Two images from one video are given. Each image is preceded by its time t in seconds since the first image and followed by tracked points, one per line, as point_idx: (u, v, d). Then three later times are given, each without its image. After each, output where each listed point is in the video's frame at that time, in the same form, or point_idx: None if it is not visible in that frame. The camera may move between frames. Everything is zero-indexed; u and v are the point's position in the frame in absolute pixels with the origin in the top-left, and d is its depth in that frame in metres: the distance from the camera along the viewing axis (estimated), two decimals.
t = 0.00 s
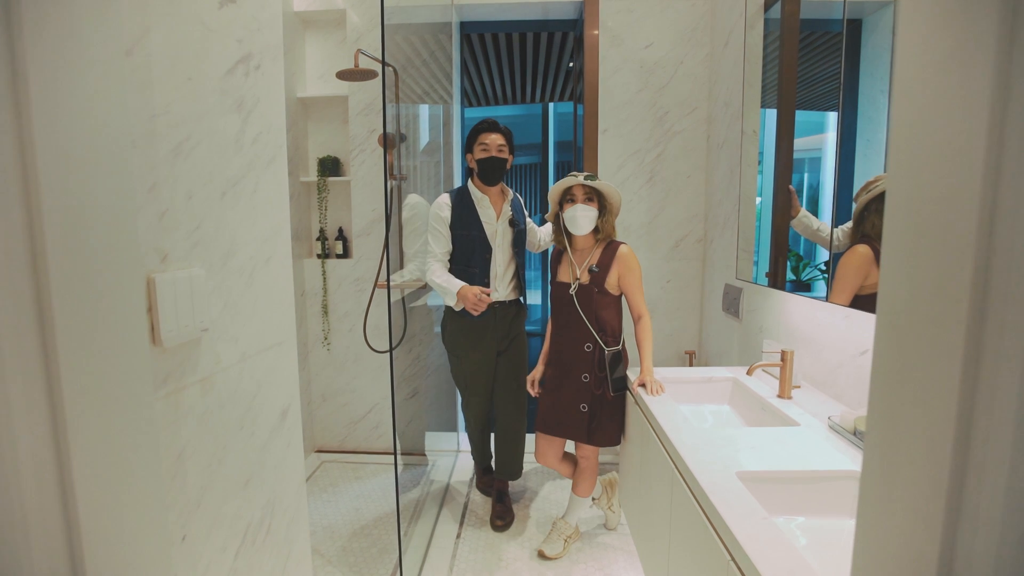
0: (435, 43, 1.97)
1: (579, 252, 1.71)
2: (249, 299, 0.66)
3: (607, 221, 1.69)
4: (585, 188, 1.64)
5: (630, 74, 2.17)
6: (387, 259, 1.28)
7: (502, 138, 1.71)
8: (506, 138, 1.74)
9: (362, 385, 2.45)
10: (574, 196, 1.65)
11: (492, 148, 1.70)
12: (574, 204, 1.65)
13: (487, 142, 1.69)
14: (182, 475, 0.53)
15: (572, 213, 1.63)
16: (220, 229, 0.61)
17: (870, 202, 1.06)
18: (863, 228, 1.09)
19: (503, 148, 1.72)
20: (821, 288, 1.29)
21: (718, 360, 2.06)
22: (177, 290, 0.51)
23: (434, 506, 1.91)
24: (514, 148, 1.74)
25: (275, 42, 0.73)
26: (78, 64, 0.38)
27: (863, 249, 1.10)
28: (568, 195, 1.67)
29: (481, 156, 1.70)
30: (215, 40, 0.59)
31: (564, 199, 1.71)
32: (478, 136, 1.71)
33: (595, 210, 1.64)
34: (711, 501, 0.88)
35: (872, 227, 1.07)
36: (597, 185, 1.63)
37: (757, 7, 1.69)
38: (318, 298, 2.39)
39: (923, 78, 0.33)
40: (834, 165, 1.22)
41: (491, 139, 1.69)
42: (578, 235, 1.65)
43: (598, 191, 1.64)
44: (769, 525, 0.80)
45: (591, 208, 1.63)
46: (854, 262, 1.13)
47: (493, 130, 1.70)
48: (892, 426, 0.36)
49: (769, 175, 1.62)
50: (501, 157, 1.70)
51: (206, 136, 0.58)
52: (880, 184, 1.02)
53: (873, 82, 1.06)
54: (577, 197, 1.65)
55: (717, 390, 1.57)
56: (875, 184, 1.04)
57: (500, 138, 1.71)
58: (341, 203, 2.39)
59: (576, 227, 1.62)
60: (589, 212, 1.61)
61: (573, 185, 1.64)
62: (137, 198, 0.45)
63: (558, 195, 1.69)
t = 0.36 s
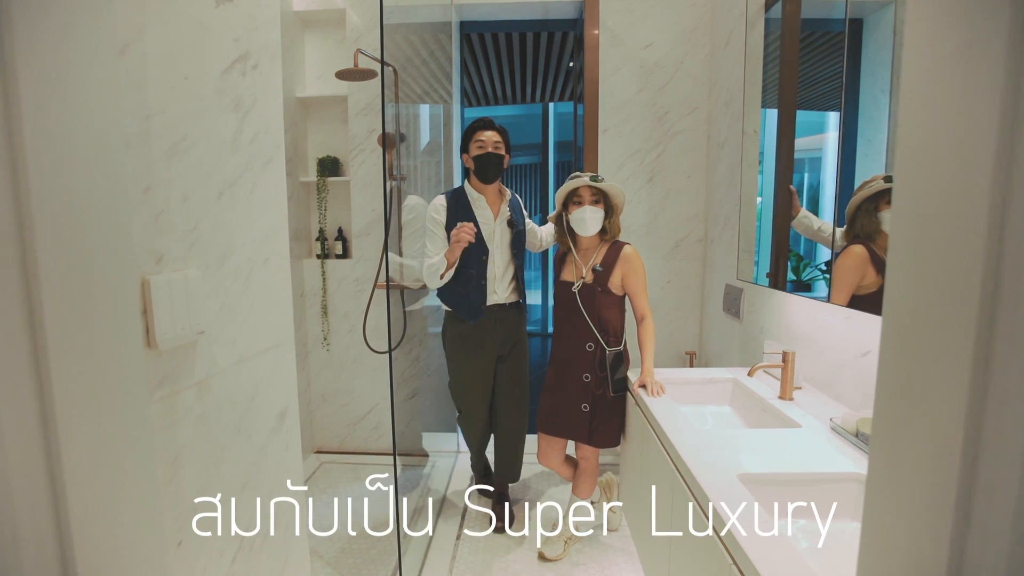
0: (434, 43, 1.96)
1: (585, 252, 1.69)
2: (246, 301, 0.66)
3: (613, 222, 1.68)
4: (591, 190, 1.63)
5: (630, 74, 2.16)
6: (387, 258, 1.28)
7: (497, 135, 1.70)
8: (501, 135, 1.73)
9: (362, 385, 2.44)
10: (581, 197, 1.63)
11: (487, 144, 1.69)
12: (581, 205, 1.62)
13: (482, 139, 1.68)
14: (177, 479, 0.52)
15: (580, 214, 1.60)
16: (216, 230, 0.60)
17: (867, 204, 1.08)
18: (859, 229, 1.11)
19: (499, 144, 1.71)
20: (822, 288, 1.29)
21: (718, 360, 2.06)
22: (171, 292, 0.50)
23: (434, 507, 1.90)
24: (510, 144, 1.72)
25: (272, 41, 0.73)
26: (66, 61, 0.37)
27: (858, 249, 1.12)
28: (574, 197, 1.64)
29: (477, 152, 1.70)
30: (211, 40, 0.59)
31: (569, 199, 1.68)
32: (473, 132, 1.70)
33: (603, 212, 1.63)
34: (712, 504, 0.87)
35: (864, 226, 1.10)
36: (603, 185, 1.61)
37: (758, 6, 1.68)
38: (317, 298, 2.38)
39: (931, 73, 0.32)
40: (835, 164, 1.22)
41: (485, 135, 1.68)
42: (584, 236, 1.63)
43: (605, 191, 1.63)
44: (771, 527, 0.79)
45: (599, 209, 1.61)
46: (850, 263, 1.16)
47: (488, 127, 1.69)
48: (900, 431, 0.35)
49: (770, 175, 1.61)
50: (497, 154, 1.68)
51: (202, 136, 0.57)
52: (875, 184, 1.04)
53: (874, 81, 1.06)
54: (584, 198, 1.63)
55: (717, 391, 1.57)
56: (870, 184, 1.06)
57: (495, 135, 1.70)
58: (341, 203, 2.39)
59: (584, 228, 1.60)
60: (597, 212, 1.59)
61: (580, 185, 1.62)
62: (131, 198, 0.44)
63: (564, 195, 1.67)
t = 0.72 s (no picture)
0: (433, 44, 1.96)
1: (585, 254, 1.68)
2: (243, 306, 0.65)
3: (615, 224, 1.67)
4: (596, 194, 1.61)
5: (630, 75, 2.16)
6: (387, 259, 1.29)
7: (502, 146, 1.69)
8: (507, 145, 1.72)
9: (361, 386, 2.44)
10: (585, 202, 1.61)
11: (491, 156, 1.68)
12: (585, 209, 1.61)
13: (486, 149, 1.67)
14: (173, 486, 0.52)
15: (585, 219, 1.59)
16: (212, 235, 0.60)
17: (863, 209, 1.09)
18: (854, 232, 1.12)
19: (503, 157, 1.71)
20: (821, 289, 1.29)
21: (717, 362, 2.05)
22: (167, 298, 0.50)
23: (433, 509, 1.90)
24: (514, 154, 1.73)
25: (269, 45, 0.72)
26: (58, 67, 0.37)
27: (853, 252, 1.12)
28: (578, 200, 1.62)
29: (480, 164, 1.69)
30: (206, 44, 0.58)
31: (572, 202, 1.67)
32: (477, 141, 1.69)
33: (608, 216, 1.62)
34: (711, 506, 0.87)
35: (859, 229, 1.11)
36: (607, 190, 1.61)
37: (757, 8, 1.68)
38: (317, 299, 2.38)
39: (927, 81, 0.32)
40: (835, 166, 1.21)
41: (490, 145, 1.68)
42: (588, 240, 1.63)
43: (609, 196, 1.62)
44: (770, 530, 0.79)
45: (603, 213, 1.61)
46: (846, 268, 1.16)
47: (493, 137, 1.67)
48: (896, 439, 0.35)
49: (770, 176, 1.61)
50: (501, 166, 1.69)
51: (198, 141, 0.57)
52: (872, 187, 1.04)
53: (873, 83, 1.06)
54: (589, 202, 1.61)
55: (717, 393, 1.57)
56: (865, 188, 1.07)
57: (501, 146, 1.69)
58: (340, 204, 2.38)
59: (588, 232, 1.59)
60: (602, 217, 1.58)
61: (584, 189, 1.60)
62: (125, 204, 0.44)
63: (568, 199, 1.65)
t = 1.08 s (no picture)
0: (435, 44, 1.96)
1: (586, 253, 1.69)
2: (247, 306, 0.66)
3: (619, 224, 1.67)
4: (603, 198, 1.59)
5: (630, 75, 2.16)
6: (387, 259, 1.29)
7: (504, 147, 1.69)
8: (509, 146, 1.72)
9: (362, 386, 2.45)
10: (591, 206, 1.59)
11: (493, 157, 1.68)
12: (592, 213, 1.59)
13: (489, 151, 1.67)
14: (180, 485, 0.53)
15: (591, 223, 1.59)
16: (217, 235, 0.60)
17: (863, 211, 1.09)
18: (853, 233, 1.12)
19: (506, 157, 1.71)
20: (822, 289, 1.29)
21: (718, 362, 2.06)
22: (173, 298, 0.50)
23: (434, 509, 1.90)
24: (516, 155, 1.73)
25: (274, 45, 0.73)
26: (68, 69, 0.37)
27: (853, 252, 1.13)
28: (584, 203, 1.60)
29: (482, 165, 1.69)
30: (212, 44, 0.59)
31: (578, 203, 1.64)
32: (481, 143, 1.68)
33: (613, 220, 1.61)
34: (713, 505, 0.87)
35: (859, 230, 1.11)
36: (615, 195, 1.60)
37: (758, 8, 1.68)
38: (318, 299, 2.38)
39: (931, 85, 0.32)
40: (835, 165, 1.21)
41: (492, 147, 1.67)
42: (592, 242, 1.63)
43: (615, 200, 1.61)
44: (772, 530, 0.79)
45: (608, 216, 1.60)
46: (846, 268, 1.17)
47: (495, 138, 1.67)
48: (900, 440, 0.35)
49: (770, 176, 1.62)
50: (503, 167, 1.69)
51: (203, 142, 0.57)
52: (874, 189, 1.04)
53: (874, 83, 1.06)
54: (595, 206, 1.59)
55: (718, 393, 1.57)
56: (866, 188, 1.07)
57: (502, 147, 1.69)
58: (341, 204, 2.39)
59: (593, 235, 1.59)
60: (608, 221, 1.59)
61: (591, 192, 1.58)
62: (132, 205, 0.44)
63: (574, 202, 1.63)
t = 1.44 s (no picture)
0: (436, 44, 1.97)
1: (580, 253, 1.70)
2: (252, 305, 0.66)
3: (614, 225, 1.68)
4: (599, 204, 1.60)
5: (631, 75, 2.16)
6: (388, 258, 1.29)
7: (499, 141, 1.69)
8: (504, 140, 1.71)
9: (363, 386, 2.45)
10: (587, 211, 1.59)
11: (490, 153, 1.68)
12: (588, 217, 1.60)
13: (485, 147, 1.67)
14: (186, 481, 0.53)
15: (587, 226, 1.59)
16: (222, 234, 0.60)
17: (863, 211, 1.09)
18: (854, 232, 1.13)
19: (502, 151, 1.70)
20: (821, 289, 1.30)
21: (718, 361, 2.07)
22: (180, 295, 0.51)
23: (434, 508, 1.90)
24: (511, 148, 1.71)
25: (278, 45, 0.73)
26: (79, 69, 0.37)
27: (853, 252, 1.13)
28: (580, 207, 1.61)
29: (480, 161, 1.68)
30: (217, 44, 0.59)
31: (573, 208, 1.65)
32: (475, 141, 1.69)
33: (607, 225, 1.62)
34: (714, 503, 0.88)
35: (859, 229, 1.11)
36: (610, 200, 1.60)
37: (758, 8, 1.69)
38: (318, 299, 2.39)
39: (929, 86, 0.33)
40: (835, 165, 1.22)
41: (488, 143, 1.67)
42: (586, 245, 1.64)
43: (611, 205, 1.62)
44: (773, 527, 0.80)
45: (604, 221, 1.61)
46: (846, 267, 1.17)
47: (488, 134, 1.68)
48: (899, 436, 0.36)
49: (770, 176, 1.62)
50: (501, 160, 1.67)
51: (209, 141, 0.58)
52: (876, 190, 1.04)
53: (874, 83, 1.06)
54: (591, 211, 1.60)
55: (718, 392, 1.57)
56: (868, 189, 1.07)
57: (498, 141, 1.69)
58: (342, 204, 2.39)
59: (587, 239, 1.60)
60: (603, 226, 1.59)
61: (588, 198, 1.58)
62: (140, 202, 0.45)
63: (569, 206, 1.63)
